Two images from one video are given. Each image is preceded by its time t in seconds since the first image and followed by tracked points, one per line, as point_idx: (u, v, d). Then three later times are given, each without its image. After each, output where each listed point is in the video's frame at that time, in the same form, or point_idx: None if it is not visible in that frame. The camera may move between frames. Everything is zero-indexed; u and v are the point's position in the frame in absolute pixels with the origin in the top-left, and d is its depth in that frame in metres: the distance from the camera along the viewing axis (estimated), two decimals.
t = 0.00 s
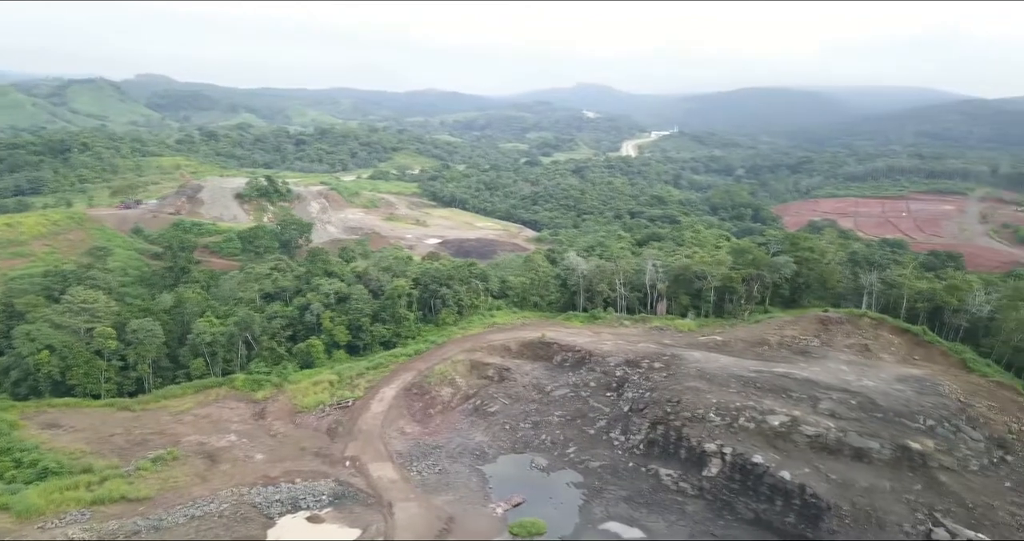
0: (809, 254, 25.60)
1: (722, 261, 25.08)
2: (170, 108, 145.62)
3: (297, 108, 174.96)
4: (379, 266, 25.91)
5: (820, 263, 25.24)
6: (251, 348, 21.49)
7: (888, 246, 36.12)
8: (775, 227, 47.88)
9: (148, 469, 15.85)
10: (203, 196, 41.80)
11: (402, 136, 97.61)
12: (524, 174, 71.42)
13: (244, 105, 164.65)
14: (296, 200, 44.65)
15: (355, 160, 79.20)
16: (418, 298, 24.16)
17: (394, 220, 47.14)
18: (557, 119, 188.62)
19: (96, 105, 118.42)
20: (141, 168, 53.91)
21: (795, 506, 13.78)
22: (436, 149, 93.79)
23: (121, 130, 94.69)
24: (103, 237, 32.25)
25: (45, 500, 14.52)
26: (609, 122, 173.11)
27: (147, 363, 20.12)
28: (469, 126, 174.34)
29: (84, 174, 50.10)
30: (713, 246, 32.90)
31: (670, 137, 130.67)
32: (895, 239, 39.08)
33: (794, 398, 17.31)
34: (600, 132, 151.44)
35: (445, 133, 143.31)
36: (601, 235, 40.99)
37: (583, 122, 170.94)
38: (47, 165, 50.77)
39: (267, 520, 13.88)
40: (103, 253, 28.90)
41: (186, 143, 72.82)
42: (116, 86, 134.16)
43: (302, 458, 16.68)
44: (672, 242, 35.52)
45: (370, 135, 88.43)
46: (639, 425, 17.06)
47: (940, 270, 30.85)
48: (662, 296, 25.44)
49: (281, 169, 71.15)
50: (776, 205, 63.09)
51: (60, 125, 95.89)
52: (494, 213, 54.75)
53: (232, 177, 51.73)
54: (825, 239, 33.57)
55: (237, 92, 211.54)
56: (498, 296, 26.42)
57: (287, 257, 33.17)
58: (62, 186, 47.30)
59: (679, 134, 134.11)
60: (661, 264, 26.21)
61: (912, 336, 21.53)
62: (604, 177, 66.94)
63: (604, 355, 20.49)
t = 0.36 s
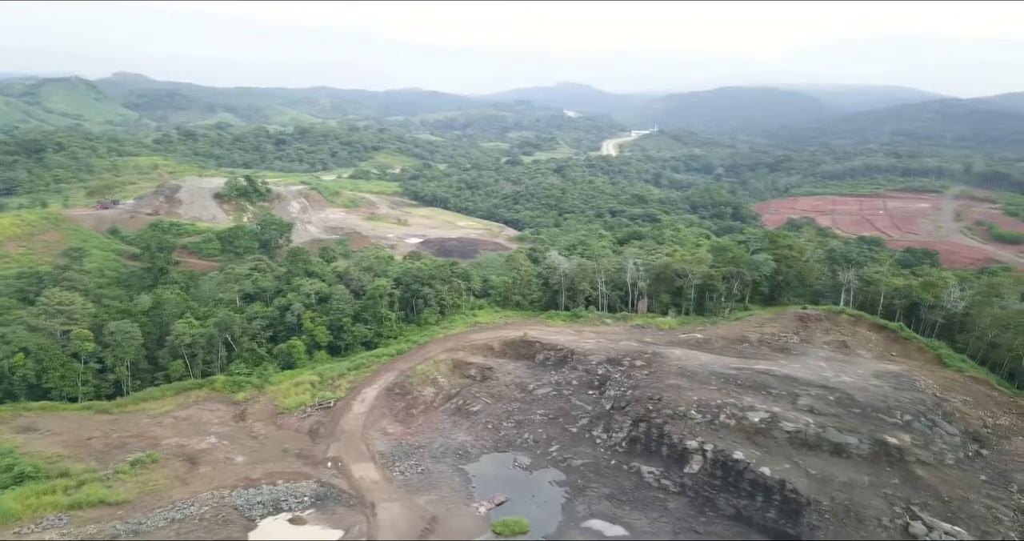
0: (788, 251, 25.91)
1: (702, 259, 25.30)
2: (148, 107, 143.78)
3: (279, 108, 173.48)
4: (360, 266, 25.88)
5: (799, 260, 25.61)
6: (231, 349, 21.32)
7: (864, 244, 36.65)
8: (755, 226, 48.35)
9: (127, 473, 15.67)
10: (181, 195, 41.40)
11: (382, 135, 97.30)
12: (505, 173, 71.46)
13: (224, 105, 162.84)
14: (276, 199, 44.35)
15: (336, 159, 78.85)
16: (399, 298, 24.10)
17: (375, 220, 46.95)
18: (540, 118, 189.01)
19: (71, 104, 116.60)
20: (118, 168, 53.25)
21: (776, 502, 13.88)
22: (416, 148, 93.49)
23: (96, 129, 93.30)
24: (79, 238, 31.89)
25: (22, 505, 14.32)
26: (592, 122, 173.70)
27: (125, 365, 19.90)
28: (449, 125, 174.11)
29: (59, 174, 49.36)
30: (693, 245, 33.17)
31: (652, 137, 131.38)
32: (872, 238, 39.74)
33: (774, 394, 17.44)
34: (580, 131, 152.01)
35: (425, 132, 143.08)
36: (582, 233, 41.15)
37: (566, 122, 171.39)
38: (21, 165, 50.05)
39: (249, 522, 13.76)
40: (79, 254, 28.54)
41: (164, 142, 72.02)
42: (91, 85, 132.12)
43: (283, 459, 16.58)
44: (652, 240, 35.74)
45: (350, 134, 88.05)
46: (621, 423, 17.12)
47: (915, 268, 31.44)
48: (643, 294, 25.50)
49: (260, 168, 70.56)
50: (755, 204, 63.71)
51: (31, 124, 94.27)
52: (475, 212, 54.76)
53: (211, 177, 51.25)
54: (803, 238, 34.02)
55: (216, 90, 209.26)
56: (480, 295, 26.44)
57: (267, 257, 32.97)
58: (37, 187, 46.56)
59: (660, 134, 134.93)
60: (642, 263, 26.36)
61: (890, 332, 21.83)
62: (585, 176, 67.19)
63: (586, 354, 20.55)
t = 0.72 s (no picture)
0: (766, 249, 26.07)
1: (680, 257, 25.50)
2: (124, 106, 141.68)
3: (258, 107, 171.50)
4: (340, 266, 25.85)
5: (777, 258, 25.72)
6: (210, 350, 21.15)
7: (840, 241, 37.15)
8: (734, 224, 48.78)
9: (103, 477, 15.48)
10: (157, 195, 41.03)
11: (362, 134, 96.68)
12: (486, 172, 71.33)
13: (202, 104, 160.68)
14: (254, 199, 44.08)
15: (314, 159, 78.34)
16: (380, 298, 24.02)
17: (354, 220, 46.68)
18: (522, 117, 188.79)
19: (42, 103, 114.39)
20: (92, 168, 52.50)
21: (755, 497, 14.00)
22: (396, 147, 93.02)
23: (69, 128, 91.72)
24: (53, 239, 31.46)
25: None
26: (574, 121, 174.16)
27: (101, 367, 19.67)
28: (429, 124, 173.14)
29: (31, 174, 48.52)
30: (672, 243, 33.38)
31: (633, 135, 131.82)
32: (849, 235, 40.19)
33: (753, 391, 17.57)
34: (561, 130, 152.25)
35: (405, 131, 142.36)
36: (562, 232, 41.24)
37: (548, 121, 171.72)
38: None
39: (228, 525, 13.63)
40: (54, 255, 28.18)
41: (139, 142, 71.08)
42: (64, 84, 129.74)
43: (263, 461, 16.46)
44: (632, 239, 35.91)
45: (329, 134, 87.47)
46: (602, 421, 17.16)
47: (891, 264, 31.90)
48: (623, 293, 25.68)
49: (238, 168, 69.87)
50: (734, 202, 64.57)
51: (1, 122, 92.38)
52: (455, 211, 54.52)
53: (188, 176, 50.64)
54: (781, 235, 34.34)
55: (193, 89, 206.49)
56: (461, 295, 26.39)
57: (245, 258, 32.73)
58: (9, 187, 45.74)
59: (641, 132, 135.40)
60: (621, 261, 26.50)
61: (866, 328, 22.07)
62: (565, 175, 67.25)
63: (567, 352, 20.58)
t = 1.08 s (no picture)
0: (741, 247, 26.31)
1: (657, 254, 25.62)
2: (94, 105, 139.06)
3: (233, 105, 169.22)
4: (317, 266, 25.73)
5: (752, 256, 25.97)
6: (185, 352, 20.93)
7: (813, 239, 37.68)
8: (710, 222, 49.26)
9: (76, 481, 15.26)
10: (129, 196, 40.59)
11: (338, 133, 95.94)
12: (463, 170, 71.23)
13: (175, 102, 158.12)
14: (229, 199, 43.71)
15: (290, 158, 77.68)
16: (357, 298, 23.91)
17: (331, 219, 46.40)
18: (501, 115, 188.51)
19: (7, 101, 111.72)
20: (62, 167, 51.59)
21: (732, 492, 14.14)
22: (373, 145, 92.41)
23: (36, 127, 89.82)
24: (21, 241, 30.91)
25: None
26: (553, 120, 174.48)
27: (74, 370, 19.39)
28: (406, 122, 172.09)
29: None
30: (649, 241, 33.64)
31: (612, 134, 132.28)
32: (823, 233, 40.78)
33: (729, 387, 17.72)
34: (538, 129, 152.57)
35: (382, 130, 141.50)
36: (540, 231, 41.36)
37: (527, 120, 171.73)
38: None
39: (205, 528, 13.50)
40: (23, 257, 27.71)
41: (110, 141, 69.94)
42: (30, 82, 126.91)
43: (240, 463, 16.32)
44: (609, 237, 36.11)
45: (305, 133, 86.75)
46: (581, 418, 17.19)
47: (863, 261, 32.49)
48: (601, 290, 25.65)
49: (212, 167, 69.03)
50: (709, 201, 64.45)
51: None
52: (433, 209, 54.25)
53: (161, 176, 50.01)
54: (755, 233, 34.72)
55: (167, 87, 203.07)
56: (439, 294, 26.35)
57: (221, 258, 32.46)
58: None
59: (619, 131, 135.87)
60: (599, 260, 26.66)
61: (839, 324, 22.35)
62: (543, 174, 67.36)
63: (546, 350, 20.62)
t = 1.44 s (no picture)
0: (717, 244, 26.49)
1: (633, 252, 25.74)
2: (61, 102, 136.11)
3: (208, 104, 166.68)
4: (293, 266, 25.56)
5: (727, 253, 26.15)
6: (158, 354, 20.71)
7: (786, 236, 38.21)
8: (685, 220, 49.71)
9: (47, 487, 15.01)
10: (99, 196, 40.15)
11: (314, 131, 95.11)
12: (440, 169, 71.05)
13: (147, 101, 155.36)
14: (203, 199, 43.29)
15: (265, 157, 76.92)
16: (333, 298, 23.78)
17: (307, 218, 46.13)
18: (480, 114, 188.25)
19: None
20: (30, 167, 50.62)
21: (709, 488, 14.25)
22: (348, 144, 91.71)
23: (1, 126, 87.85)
24: None
25: None
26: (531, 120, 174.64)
27: (43, 374, 19.08)
28: (382, 121, 170.22)
29: None
30: (625, 239, 33.82)
31: (590, 133, 132.69)
32: (796, 230, 41.34)
33: (706, 384, 17.84)
34: (515, 128, 152.77)
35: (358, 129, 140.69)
36: (517, 229, 41.43)
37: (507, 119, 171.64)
38: None
39: (181, 532, 13.36)
40: None
41: (79, 141, 68.73)
42: None
43: (216, 466, 16.16)
44: (585, 235, 36.27)
45: (279, 132, 85.89)
46: (559, 416, 17.21)
47: (835, 258, 33.02)
48: (578, 289, 25.76)
49: (185, 166, 68.12)
50: (684, 198, 65.70)
51: None
52: (410, 209, 53.97)
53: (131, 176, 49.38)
54: (729, 230, 35.07)
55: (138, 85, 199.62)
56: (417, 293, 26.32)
57: (194, 259, 32.12)
58: None
59: (597, 130, 136.12)
60: (576, 258, 26.69)
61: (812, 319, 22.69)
62: (520, 173, 67.40)
63: (524, 349, 20.62)
